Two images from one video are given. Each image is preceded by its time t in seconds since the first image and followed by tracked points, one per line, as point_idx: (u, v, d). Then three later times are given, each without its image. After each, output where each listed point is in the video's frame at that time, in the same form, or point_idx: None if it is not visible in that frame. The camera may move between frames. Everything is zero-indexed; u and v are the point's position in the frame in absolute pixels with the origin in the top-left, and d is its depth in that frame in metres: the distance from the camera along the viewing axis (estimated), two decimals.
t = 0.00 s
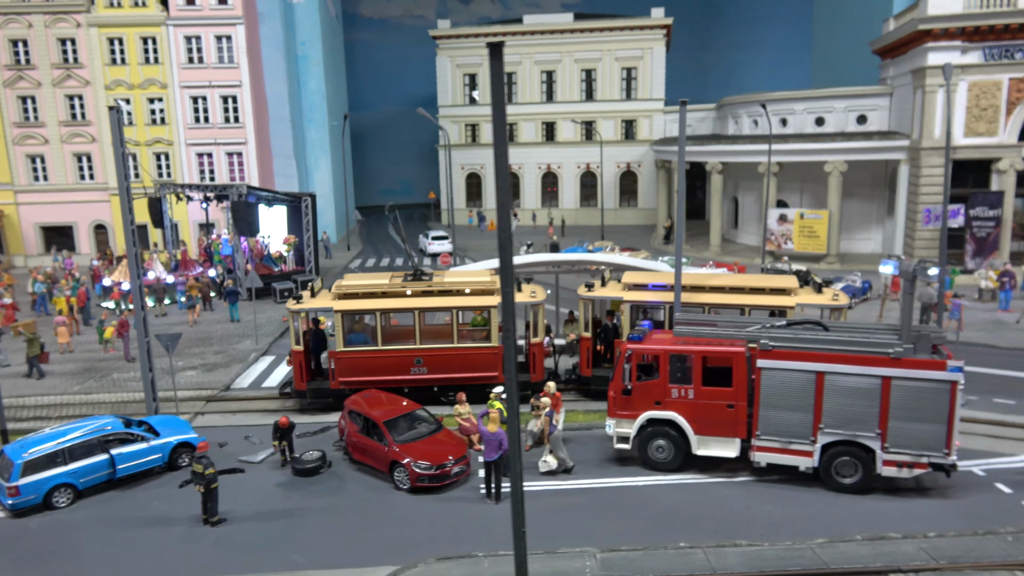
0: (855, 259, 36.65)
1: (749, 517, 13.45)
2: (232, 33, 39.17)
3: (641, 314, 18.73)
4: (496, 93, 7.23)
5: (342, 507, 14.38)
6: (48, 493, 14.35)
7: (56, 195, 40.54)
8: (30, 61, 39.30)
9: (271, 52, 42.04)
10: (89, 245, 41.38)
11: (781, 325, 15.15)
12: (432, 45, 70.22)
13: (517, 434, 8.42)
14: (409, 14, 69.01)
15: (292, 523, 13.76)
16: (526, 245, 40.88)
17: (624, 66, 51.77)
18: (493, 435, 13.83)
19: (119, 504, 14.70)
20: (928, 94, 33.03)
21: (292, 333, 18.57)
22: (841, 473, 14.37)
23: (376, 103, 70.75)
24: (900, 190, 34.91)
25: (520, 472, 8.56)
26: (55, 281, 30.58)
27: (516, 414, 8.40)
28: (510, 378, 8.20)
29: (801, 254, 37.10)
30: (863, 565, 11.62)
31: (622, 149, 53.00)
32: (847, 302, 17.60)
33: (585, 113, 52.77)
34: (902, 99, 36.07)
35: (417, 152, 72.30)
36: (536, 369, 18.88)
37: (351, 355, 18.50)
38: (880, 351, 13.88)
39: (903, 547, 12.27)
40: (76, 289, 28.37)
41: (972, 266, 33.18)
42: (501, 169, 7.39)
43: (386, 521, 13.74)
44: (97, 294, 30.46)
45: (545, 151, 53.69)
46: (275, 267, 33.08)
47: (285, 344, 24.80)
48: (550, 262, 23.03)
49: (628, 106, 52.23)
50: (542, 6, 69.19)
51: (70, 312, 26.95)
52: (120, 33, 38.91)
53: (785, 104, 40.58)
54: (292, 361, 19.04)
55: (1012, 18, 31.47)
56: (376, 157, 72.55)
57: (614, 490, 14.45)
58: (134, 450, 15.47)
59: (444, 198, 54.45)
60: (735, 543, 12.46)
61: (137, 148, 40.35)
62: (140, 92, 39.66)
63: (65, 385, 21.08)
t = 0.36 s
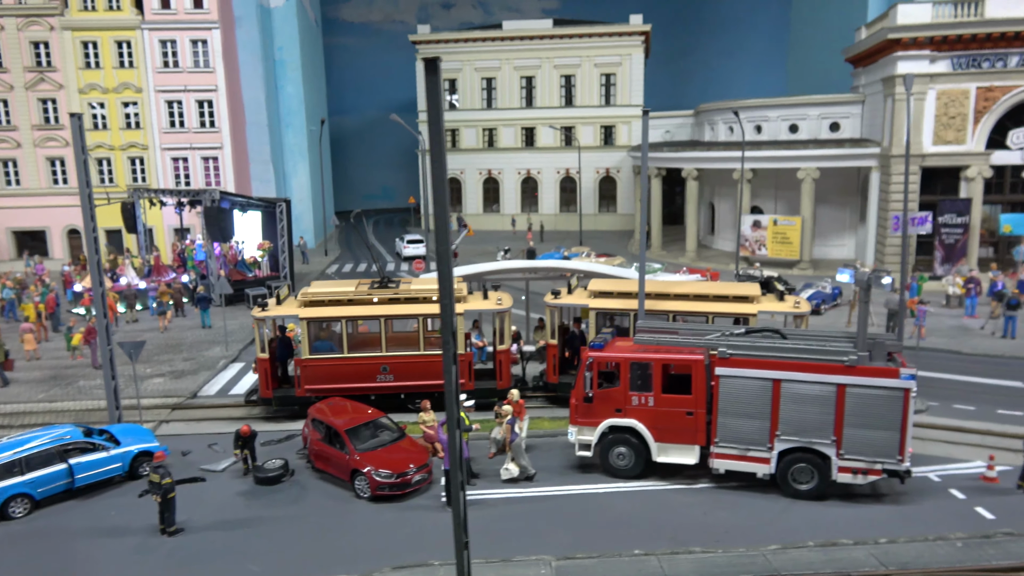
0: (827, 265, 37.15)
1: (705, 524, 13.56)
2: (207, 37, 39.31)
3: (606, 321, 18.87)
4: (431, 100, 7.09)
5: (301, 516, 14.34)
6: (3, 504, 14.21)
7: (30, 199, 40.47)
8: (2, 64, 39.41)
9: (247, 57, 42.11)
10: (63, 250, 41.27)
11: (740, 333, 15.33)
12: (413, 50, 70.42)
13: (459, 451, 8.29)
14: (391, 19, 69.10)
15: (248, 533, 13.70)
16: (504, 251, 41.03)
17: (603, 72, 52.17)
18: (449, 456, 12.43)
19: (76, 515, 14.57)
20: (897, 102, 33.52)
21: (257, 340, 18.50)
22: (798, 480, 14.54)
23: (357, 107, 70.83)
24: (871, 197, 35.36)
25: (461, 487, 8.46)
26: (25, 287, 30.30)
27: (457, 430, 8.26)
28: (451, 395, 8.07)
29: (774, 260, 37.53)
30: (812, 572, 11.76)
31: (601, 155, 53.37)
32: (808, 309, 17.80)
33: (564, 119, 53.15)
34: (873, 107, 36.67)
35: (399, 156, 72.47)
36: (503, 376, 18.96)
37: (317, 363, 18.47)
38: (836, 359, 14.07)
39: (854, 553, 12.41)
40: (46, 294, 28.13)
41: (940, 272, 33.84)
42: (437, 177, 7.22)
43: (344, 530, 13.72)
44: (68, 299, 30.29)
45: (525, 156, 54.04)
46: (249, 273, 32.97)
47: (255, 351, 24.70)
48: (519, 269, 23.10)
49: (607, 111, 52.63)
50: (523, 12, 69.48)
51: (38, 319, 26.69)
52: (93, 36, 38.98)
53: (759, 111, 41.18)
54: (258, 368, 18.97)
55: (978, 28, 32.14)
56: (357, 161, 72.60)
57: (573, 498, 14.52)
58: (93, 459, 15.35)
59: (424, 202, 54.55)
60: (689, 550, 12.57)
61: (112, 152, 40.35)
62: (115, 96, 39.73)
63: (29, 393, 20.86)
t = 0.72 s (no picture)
0: (800, 274, 37.72)
1: (666, 531, 13.76)
2: (185, 45, 39.56)
3: (575, 330, 19.10)
4: (377, 118, 7.10)
5: (266, 525, 14.38)
6: None
7: (3, 206, 40.15)
8: None
9: (226, 64, 42.28)
10: (37, 257, 41.00)
11: (702, 342, 15.60)
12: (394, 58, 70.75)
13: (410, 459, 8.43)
14: (372, 27, 69.41)
15: (212, 542, 13.71)
16: (482, 259, 41.24)
17: (582, 82, 52.79)
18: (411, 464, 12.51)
19: (39, 524, 14.51)
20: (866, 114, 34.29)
21: (226, 349, 18.49)
22: (758, 486, 14.79)
23: (339, 115, 71.02)
24: (842, 207, 35.97)
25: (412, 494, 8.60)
26: None
27: (408, 439, 8.39)
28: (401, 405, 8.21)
29: (749, 269, 37.99)
30: None
31: (581, 163, 53.86)
32: (771, 318, 18.13)
33: (544, 128, 53.66)
34: (843, 119, 37.43)
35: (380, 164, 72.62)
36: (473, 385, 19.10)
37: (287, 372, 18.51)
38: (794, 367, 14.36)
39: (809, 558, 12.66)
40: (17, 302, 27.92)
41: (909, 281, 34.50)
42: (386, 193, 7.34)
43: (308, 538, 13.78)
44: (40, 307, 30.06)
45: (505, 165, 54.43)
46: (225, 281, 32.96)
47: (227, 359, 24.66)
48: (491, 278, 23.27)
49: (586, 121, 53.20)
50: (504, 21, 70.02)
51: (8, 327, 26.47)
52: (70, 43, 38.92)
53: (734, 122, 41.84)
54: (227, 377, 18.97)
55: (946, 42, 32.89)
56: (339, 169, 72.65)
57: (538, 506, 14.68)
58: (57, 469, 15.29)
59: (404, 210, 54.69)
60: (648, 556, 12.76)
61: (87, 159, 40.23)
62: (90, 103, 39.71)
63: None
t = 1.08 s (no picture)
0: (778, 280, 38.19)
1: (639, 533, 13.90)
2: (164, 48, 39.50)
3: (551, 335, 19.24)
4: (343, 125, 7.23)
5: (240, 529, 14.36)
6: None
7: None
8: None
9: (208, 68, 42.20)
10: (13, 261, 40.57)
11: (675, 347, 15.79)
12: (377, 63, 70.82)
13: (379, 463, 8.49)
14: (355, 32, 69.44)
15: (185, 547, 13.66)
16: (464, 264, 41.35)
17: (564, 88, 53.19)
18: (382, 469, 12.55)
19: (9, 530, 14.38)
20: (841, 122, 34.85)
21: (201, 354, 18.44)
22: (730, 489, 14.99)
23: (322, 120, 70.97)
24: (819, 214, 36.44)
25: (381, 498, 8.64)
26: None
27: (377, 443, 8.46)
28: (370, 409, 8.28)
29: (727, 275, 38.37)
30: None
31: (563, 169, 54.20)
32: (745, 323, 18.38)
33: (526, 134, 53.95)
34: (820, 127, 38.01)
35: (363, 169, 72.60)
36: (450, 389, 19.18)
37: (263, 376, 18.49)
38: (765, 372, 14.58)
39: (778, 560, 12.85)
40: None
41: (884, 286, 35.08)
42: (353, 199, 7.46)
43: (282, 543, 13.78)
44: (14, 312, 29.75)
45: (487, 170, 54.62)
46: (204, 285, 32.78)
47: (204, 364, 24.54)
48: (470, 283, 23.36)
49: (568, 127, 53.56)
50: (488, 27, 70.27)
51: None
52: (48, 45, 38.57)
53: (713, 129, 42.36)
54: (203, 382, 18.90)
55: (920, 52, 33.51)
56: (322, 173, 72.50)
57: (512, 509, 14.77)
58: (29, 474, 15.17)
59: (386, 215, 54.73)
60: (621, 558, 12.90)
61: (65, 162, 39.88)
62: (69, 106, 39.39)
63: None
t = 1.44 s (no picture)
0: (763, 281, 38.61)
1: (635, 531, 14.02)
2: (151, 48, 39.19)
3: (544, 335, 19.33)
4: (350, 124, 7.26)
5: (236, 530, 14.31)
6: None
7: None
8: None
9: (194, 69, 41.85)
10: None
11: (669, 346, 15.95)
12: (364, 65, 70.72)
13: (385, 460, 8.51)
14: (341, 33, 69.31)
15: (182, 548, 13.59)
16: (452, 266, 41.36)
17: (551, 91, 53.46)
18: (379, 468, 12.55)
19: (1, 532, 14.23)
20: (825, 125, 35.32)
21: (193, 355, 18.34)
22: (724, 486, 15.16)
23: (308, 121, 70.72)
24: (804, 215, 36.87)
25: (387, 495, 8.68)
26: None
27: (382, 441, 8.47)
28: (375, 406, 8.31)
29: (714, 276, 38.71)
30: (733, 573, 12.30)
31: (551, 171, 54.39)
32: (736, 323, 18.58)
33: (514, 136, 54.10)
34: (805, 130, 38.49)
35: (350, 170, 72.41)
36: (444, 390, 19.22)
37: (256, 377, 18.42)
38: (758, 370, 14.76)
39: (773, 555, 13.02)
40: None
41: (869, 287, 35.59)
42: (359, 198, 7.50)
43: (278, 543, 13.74)
44: None
45: (474, 172, 54.70)
46: (191, 286, 32.56)
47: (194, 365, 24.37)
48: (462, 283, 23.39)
49: (555, 129, 53.78)
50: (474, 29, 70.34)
51: None
52: (31, 45, 38.15)
53: (699, 132, 42.80)
54: (195, 383, 18.80)
55: (903, 56, 34.07)
56: (307, 174, 72.21)
57: (509, 508, 14.84)
58: (21, 475, 15.02)
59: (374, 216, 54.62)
60: (618, 555, 13.01)
61: (49, 163, 39.44)
62: (53, 106, 38.97)
63: None
